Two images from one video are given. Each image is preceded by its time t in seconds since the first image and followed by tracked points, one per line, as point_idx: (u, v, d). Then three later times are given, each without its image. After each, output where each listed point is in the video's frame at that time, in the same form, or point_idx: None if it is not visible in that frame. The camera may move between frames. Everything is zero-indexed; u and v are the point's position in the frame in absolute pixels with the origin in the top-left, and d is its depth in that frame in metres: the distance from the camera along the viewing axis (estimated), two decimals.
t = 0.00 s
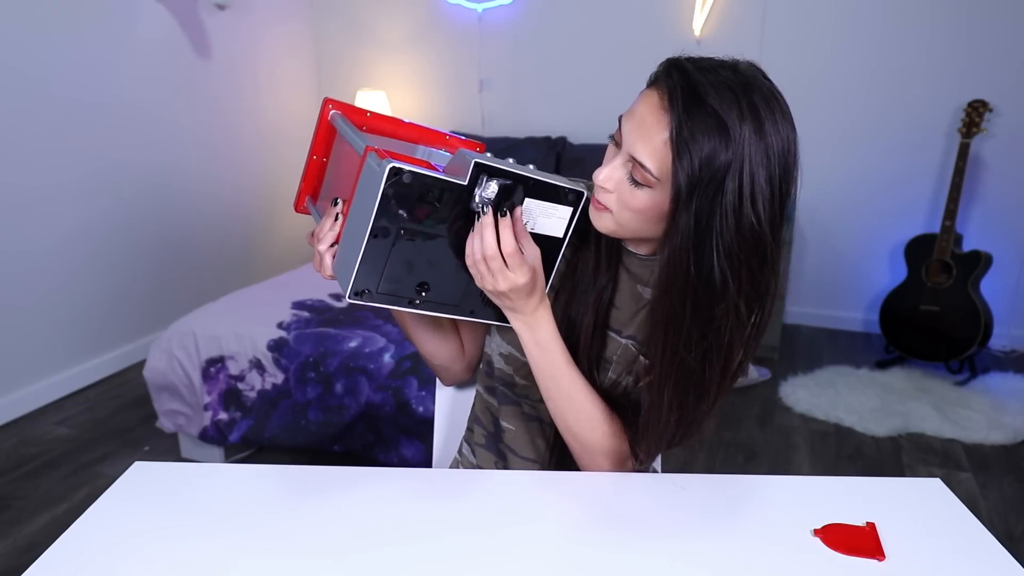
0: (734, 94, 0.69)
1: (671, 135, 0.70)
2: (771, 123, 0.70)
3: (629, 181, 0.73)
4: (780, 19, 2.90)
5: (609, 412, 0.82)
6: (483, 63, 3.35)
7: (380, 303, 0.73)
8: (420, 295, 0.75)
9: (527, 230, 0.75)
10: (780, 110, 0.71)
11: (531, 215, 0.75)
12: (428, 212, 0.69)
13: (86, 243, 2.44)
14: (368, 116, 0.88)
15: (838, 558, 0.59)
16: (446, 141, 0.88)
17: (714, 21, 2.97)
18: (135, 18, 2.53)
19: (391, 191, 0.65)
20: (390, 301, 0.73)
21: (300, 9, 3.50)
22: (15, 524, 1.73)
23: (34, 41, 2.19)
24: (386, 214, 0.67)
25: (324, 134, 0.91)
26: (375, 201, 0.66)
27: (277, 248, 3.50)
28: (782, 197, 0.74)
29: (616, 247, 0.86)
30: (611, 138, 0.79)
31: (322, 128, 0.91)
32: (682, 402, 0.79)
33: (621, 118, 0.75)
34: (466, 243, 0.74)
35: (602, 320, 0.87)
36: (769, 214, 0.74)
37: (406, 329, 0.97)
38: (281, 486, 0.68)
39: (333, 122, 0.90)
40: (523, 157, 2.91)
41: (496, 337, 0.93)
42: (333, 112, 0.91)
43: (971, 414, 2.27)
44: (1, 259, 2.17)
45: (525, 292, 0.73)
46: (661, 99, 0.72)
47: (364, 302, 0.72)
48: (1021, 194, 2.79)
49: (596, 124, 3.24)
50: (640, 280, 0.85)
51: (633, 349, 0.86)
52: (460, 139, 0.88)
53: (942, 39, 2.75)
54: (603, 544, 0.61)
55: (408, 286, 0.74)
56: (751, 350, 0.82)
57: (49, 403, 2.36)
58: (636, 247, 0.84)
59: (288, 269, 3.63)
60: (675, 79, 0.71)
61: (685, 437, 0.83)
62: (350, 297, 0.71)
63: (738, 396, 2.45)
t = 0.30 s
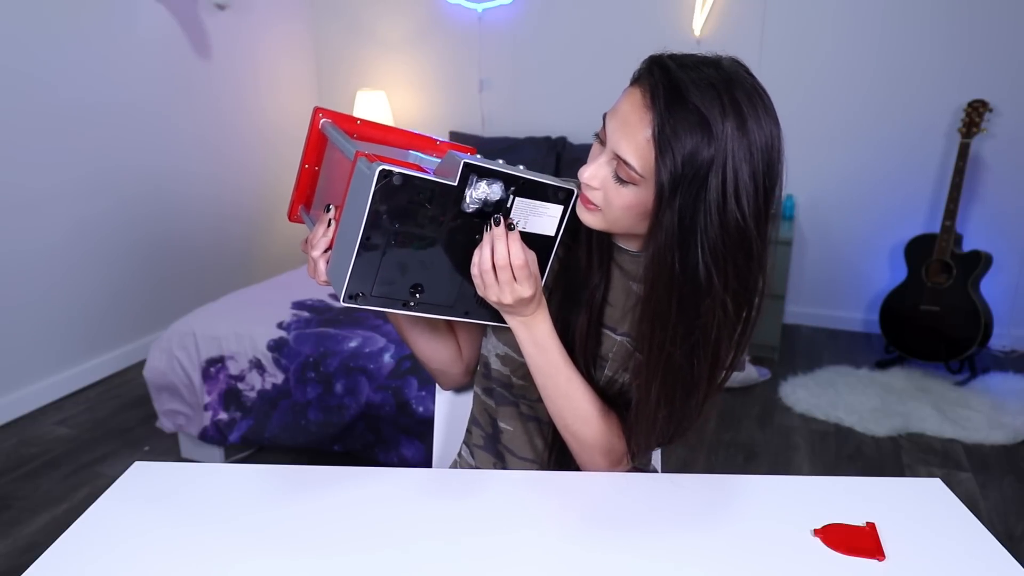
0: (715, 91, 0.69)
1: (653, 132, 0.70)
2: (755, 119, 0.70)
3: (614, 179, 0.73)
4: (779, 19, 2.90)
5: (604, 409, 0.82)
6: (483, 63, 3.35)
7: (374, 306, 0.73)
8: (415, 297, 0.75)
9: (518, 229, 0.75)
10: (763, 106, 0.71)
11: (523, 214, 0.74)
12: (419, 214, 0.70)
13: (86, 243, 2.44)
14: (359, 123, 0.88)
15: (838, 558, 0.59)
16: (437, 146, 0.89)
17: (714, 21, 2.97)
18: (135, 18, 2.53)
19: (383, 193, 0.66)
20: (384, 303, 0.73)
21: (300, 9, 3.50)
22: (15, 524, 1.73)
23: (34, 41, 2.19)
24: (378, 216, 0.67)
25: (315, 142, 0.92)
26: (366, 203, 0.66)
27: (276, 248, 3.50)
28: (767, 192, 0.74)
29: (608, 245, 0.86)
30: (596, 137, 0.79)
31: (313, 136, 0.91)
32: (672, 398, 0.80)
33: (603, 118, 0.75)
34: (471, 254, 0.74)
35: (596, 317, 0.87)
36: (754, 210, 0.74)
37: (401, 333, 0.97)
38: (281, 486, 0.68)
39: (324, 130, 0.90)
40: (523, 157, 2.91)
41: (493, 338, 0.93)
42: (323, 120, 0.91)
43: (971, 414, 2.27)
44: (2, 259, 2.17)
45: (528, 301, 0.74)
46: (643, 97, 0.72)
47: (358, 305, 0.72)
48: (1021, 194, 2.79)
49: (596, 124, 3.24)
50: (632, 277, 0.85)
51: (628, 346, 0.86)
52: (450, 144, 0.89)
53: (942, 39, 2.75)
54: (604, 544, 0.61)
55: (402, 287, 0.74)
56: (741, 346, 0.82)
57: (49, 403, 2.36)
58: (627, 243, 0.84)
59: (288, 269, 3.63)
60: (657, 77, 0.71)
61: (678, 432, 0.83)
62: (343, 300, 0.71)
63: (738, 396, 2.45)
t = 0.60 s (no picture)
0: (700, 87, 0.69)
1: (639, 127, 0.70)
2: (739, 115, 0.70)
3: (602, 175, 0.73)
4: (779, 20, 2.90)
5: (601, 407, 0.82)
6: (483, 63, 3.35)
7: (369, 307, 0.73)
8: (410, 297, 0.75)
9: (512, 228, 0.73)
10: (748, 102, 0.71)
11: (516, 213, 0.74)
12: (414, 215, 0.70)
13: (86, 242, 2.44)
14: (353, 128, 0.88)
15: (838, 558, 0.59)
16: (430, 149, 0.88)
17: (714, 21, 2.97)
18: (135, 18, 2.53)
19: (376, 195, 0.66)
20: (380, 304, 0.73)
21: (300, 9, 3.50)
22: (15, 524, 1.73)
23: (34, 41, 2.19)
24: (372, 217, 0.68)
25: (309, 148, 0.91)
26: (360, 205, 0.66)
27: (276, 248, 3.50)
28: (752, 187, 0.74)
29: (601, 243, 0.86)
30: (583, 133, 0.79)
31: (307, 142, 0.90)
32: (659, 393, 0.80)
33: (591, 113, 0.75)
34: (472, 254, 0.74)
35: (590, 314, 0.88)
36: (739, 205, 0.73)
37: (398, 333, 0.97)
38: (282, 486, 0.68)
39: (318, 135, 0.89)
40: (523, 157, 2.91)
41: (489, 338, 0.93)
42: (317, 125, 0.90)
43: (971, 414, 2.27)
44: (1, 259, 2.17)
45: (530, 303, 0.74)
46: (629, 93, 0.72)
47: (354, 306, 0.72)
48: (1021, 194, 2.79)
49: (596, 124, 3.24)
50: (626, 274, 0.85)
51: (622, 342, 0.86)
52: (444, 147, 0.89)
53: (942, 39, 2.75)
54: (604, 544, 0.60)
55: (398, 288, 0.74)
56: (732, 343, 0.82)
57: (48, 403, 2.36)
58: (618, 240, 0.84)
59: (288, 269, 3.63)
60: (642, 73, 0.72)
61: (670, 428, 0.83)
62: (339, 302, 0.71)
63: (738, 396, 2.45)
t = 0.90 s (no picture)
0: (706, 80, 0.70)
1: (648, 118, 0.70)
2: (744, 107, 0.71)
3: (609, 168, 0.72)
4: (779, 19, 2.90)
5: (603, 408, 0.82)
6: (483, 63, 3.35)
7: (368, 304, 0.72)
8: (409, 294, 0.75)
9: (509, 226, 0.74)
10: (751, 97, 0.72)
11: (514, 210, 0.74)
12: (412, 211, 0.69)
13: (86, 242, 2.44)
14: (350, 130, 0.88)
15: (839, 558, 0.59)
16: (427, 151, 0.88)
17: (714, 21, 2.97)
18: (136, 18, 2.53)
19: (375, 190, 0.66)
20: (378, 301, 0.73)
21: (300, 9, 3.50)
22: (15, 524, 1.73)
23: (34, 41, 2.19)
24: (371, 212, 0.68)
25: (307, 149, 0.91)
26: (359, 200, 0.67)
27: (276, 248, 3.49)
28: (756, 177, 0.74)
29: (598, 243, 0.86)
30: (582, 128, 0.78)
31: (305, 144, 0.90)
32: (664, 388, 0.80)
33: (594, 107, 0.74)
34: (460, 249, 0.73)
35: (589, 314, 0.88)
36: (744, 195, 0.74)
37: (394, 332, 0.97)
38: (282, 486, 0.68)
39: (315, 136, 0.89)
40: (523, 157, 2.91)
41: (488, 337, 0.93)
42: (314, 127, 0.90)
43: (971, 414, 2.27)
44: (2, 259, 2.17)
45: (517, 297, 0.72)
46: (636, 84, 0.72)
47: (352, 304, 0.71)
48: (1021, 194, 2.79)
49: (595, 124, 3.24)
50: (624, 273, 0.85)
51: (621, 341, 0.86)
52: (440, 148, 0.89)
53: (942, 39, 2.75)
54: (605, 544, 0.60)
55: (397, 285, 0.73)
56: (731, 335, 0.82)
57: (48, 403, 2.36)
58: (616, 238, 0.84)
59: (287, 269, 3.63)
60: (649, 65, 0.72)
61: (672, 424, 0.84)
62: (337, 298, 0.70)
63: (738, 396, 2.45)
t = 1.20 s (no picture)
0: (722, 49, 0.79)
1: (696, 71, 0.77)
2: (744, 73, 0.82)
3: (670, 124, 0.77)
4: (780, 19, 2.90)
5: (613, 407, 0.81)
6: (483, 63, 3.35)
7: (373, 303, 0.72)
8: (414, 293, 0.75)
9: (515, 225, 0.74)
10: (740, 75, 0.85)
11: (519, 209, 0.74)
12: (419, 207, 0.69)
13: (86, 242, 2.44)
14: (345, 126, 0.87)
15: (840, 559, 0.59)
16: (423, 151, 0.87)
17: (714, 21, 2.97)
18: (136, 18, 2.53)
19: (383, 186, 0.66)
20: (384, 300, 0.72)
21: (300, 9, 3.50)
22: (15, 524, 1.73)
23: (35, 40, 2.19)
24: (379, 210, 0.67)
25: (302, 145, 0.90)
26: (367, 196, 0.66)
27: (276, 248, 3.49)
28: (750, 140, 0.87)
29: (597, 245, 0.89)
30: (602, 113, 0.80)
31: (300, 139, 0.90)
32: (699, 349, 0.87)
33: (628, 83, 0.77)
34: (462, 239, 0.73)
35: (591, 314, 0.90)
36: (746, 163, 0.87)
37: (392, 336, 0.94)
38: (282, 487, 0.68)
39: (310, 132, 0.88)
40: (524, 157, 2.91)
41: (487, 338, 0.93)
42: (309, 123, 0.89)
43: (971, 414, 2.27)
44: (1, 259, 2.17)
45: (511, 290, 0.71)
46: (665, 50, 0.78)
47: (357, 303, 0.71)
48: (1021, 194, 2.79)
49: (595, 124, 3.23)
50: (626, 269, 0.90)
51: (625, 337, 0.90)
52: (435, 148, 0.88)
53: (942, 39, 2.75)
54: (605, 544, 0.60)
55: (402, 284, 0.73)
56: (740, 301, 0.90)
57: (48, 403, 2.36)
58: (624, 235, 0.89)
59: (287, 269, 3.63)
60: (666, 35, 0.78)
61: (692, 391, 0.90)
62: (343, 297, 0.69)
63: (738, 397, 2.45)
